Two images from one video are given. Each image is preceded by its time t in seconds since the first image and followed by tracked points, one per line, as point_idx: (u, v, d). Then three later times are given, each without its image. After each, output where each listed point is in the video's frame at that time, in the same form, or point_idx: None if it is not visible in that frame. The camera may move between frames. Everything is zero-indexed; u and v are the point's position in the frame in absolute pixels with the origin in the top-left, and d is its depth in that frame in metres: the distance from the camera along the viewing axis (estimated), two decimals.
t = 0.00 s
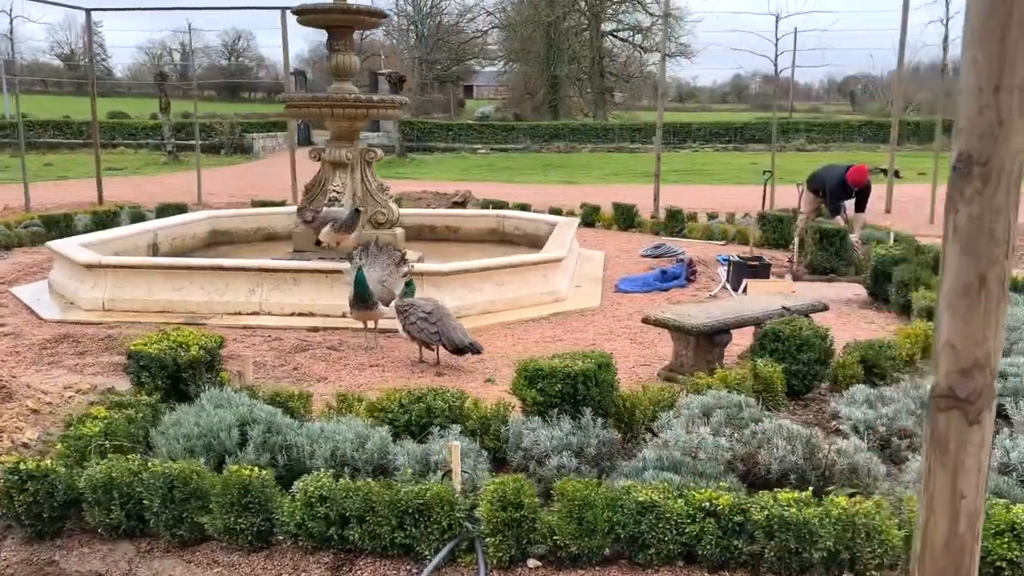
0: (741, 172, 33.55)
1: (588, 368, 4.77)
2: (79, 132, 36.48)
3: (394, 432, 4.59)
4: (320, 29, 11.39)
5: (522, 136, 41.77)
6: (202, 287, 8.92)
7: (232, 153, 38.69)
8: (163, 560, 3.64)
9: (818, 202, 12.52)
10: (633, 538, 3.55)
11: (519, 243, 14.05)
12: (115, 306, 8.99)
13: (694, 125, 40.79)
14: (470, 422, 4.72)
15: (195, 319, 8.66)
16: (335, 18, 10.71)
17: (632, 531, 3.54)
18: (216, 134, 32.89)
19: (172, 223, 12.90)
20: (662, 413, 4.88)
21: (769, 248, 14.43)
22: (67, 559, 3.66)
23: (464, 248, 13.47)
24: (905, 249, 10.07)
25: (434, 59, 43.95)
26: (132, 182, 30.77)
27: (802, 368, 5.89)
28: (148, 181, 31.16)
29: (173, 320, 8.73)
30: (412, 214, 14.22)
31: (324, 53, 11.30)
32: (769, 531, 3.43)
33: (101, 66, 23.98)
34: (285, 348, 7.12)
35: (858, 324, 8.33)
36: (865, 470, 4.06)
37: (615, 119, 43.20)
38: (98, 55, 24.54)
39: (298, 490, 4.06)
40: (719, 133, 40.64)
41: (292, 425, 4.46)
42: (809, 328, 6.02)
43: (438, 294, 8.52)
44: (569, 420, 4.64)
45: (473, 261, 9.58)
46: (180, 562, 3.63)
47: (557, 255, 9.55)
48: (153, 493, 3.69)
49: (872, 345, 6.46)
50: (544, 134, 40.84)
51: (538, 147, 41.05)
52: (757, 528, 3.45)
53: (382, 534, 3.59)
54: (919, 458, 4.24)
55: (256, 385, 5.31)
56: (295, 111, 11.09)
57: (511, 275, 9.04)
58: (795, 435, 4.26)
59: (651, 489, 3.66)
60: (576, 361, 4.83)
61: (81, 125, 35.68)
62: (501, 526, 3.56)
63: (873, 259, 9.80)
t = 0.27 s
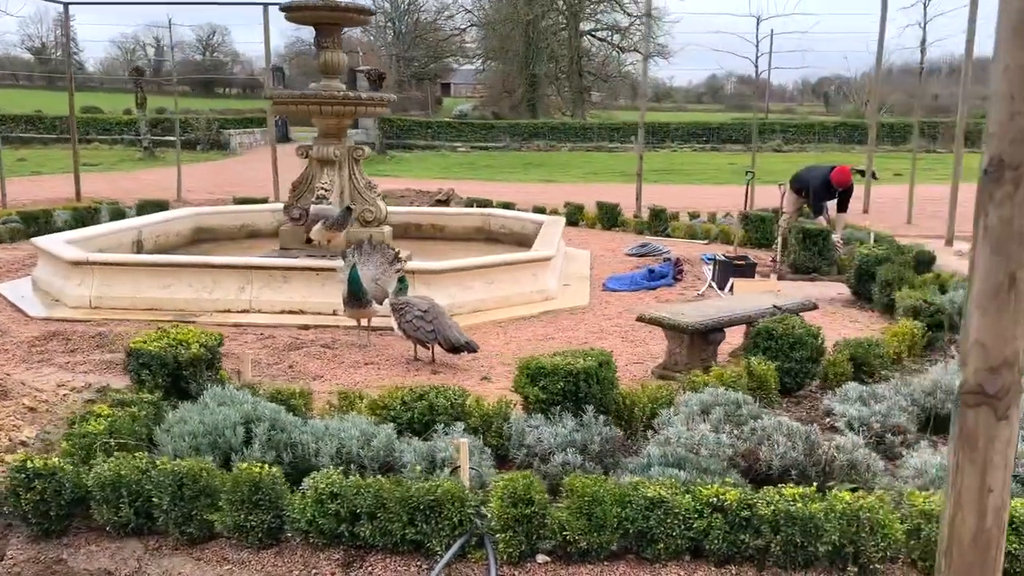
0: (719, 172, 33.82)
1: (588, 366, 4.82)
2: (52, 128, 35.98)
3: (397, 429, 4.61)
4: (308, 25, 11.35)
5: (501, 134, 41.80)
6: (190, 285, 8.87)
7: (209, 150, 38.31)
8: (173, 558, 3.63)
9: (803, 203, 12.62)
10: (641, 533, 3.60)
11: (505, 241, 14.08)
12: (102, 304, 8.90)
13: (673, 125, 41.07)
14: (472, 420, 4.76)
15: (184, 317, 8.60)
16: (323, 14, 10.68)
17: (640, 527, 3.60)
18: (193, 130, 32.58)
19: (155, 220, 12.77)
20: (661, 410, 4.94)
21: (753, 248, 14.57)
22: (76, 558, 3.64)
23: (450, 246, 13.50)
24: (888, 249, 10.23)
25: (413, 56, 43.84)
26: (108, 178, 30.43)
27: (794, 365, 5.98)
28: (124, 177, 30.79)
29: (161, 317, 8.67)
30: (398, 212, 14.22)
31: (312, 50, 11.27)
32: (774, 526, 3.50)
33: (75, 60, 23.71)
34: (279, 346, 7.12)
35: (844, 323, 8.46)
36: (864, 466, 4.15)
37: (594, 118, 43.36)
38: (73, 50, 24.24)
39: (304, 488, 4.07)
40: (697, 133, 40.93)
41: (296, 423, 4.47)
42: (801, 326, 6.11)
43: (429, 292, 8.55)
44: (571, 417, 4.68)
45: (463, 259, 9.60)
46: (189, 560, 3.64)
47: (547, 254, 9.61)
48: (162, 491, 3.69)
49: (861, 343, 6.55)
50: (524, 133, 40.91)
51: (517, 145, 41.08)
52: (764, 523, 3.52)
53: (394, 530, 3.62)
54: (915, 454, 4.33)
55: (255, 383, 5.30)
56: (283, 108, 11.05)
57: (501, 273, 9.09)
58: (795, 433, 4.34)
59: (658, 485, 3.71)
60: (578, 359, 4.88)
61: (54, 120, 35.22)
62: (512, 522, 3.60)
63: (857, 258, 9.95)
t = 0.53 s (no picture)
0: (698, 172, 34.09)
1: (592, 365, 4.87)
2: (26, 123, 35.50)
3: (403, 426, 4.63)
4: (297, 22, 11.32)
5: (481, 133, 41.76)
6: (181, 284, 8.82)
7: (186, 146, 37.93)
8: (185, 557, 3.63)
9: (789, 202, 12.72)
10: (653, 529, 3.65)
11: (491, 240, 14.11)
12: (91, 302, 8.82)
13: (651, 124, 41.33)
14: (477, 418, 4.79)
15: (174, 314, 8.55)
16: (313, 12, 10.66)
17: (651, 523, 3.64)
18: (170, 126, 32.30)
19: (140, 216, 12.66)
20: (663, 408, 5.00)
21: (737, 247, 14.69)
22: (88, 556, 3.63)
23: (437, 245, 13.52)
24: (873, 249, 10.39)
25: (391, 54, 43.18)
26: (85, 174, 30.09)
27: (789, 363, 6.06)
28: (100, 173, 30.40)
29: (152, 315, 8.62)
30: (385, 210, 14.19)
31: (301, 48, 11.24)
32: (784, 521, 3.56)
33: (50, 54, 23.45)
34: (275, 344, 7.10)
35: (833, 321, 8.58)
36: (866, 462, 4.23)
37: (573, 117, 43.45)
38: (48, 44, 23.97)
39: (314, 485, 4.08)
40: (675, 133, 41.18)
41: (303, 420, 4.48)
42: (795, 325, 6.20)
43: (423, 291, 8.56)
44: (577, 415, 4.73)
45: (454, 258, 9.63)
46: (203, 558, 3.64)
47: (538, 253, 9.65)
48: (175, 490, 3.68)
49: (853, 341, 6.63)
50: (503, 131, 40.96)
51: (497, 143, 41.08)
52: (773, 518, 3.58)
53: (407, 528, 3.64)
54: (913, 451, 4.42)
55: (257, 381, 5.30)
56: (272, 105, 11.01)
57: (493, 272, 9.12)
58: (797, 430, 4.42)
59: (668, 482, 3.76)
60: (581, 357, 4.93)
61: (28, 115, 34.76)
62: (526, 519, 3.63)
63: (842, 258, 10.09)
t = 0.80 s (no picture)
0: (679, 173, 34.30)
1: (594, 362, 4.92)
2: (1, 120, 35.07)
3: (407, 423, 4.65)
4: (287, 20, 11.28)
5: (462, 133, 41.72)
6: (171, 283, 8.77)
7: (165, 144, 37.59)
8: (194, 555, 3.62)
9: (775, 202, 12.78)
10: (661, 524, 3.69)
11: (478, 240, 14.14)
12: (80, 301, 8.75)
13: (631, 125, 41.51)
14: (479, 415, 4.81)
15: (165, 313, 8.50)
16: (303, 10, 10.63)
17: (660, 518, 3.68)
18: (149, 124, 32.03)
19: (126, 215, 12.57)
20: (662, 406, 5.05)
21: (722, 247, 14.80)
22: (95, 555, 3.61)
23: (425, 245, 13.53)
24: (859, 249, 10.51)
25: (370, 53, 43.02)
26: (62, 172, 29.77)
27: (783, 361, 6.13)
28: (78, 171, 30.08)
29: (142, 314, 8.57)
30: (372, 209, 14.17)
31: (291, 46, 11.20)
32: (789, 515, 3.62)
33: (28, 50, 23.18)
34: (270, 343, 7.09)
35: (821, 320, 8.68)
36: (865, 458, 4.30)
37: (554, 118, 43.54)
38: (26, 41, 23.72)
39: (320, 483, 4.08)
40: (656, 134, 41.38)
41: (307, 419, 4.48)
42: (790, 324, 6.27)
43: (416, 290, 8.57)
44: (579, 412, 4.77)
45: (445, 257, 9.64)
46: (211, 555, 3.63)
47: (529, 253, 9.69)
48: (183, 488, 3.67)
49: (845, 340, 6.71)
50: (485, 131, 40.96)
51: (478, 143, 41.07)
52: (779, 512, 3.63)
53: (417, 524, 3.66)
54: (910, 446, 4.50)
55: (256, 380, 5.30)
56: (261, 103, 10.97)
57: (485, 271, 9.14)
58: (798, 427, 4.48)
59: (675, 477, 3.81)
60: (583, 355, 4.96)
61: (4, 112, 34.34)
62: (536, 515, 3.66)
63: (829, 258, 10.20)
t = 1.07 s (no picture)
0: (660, 173, 34.46)
1: (597, 359, 4.93)
2: None
3: (410, 420, 4.64)
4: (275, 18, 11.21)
5: (443, 133, 41.63)
6: (161, 282, 8.68)
7: (143, 143, 37.19)
8: (202, 554, 3.59)
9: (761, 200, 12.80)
10: (673, 519, 3.71)
11: (466, 239, 14.14)
12: (67, 300, 8.64)
13: (611, 125, 41.64)
14: (484, 412, 4.81)
15: (155, 312, 8.42)
16: (292, 8, 10.58)
17: (670, 513, 3.70)
18: (126, 122, 31.70)
19: (111, 214, 12.43)
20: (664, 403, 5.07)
21: (708, 246, 14.88)
22: (101, 554, 3.57)
23: (414, 244, 13.52)
24: (845, 248, 10.61)
25: (348, 52, 42.96)
26: (38, 171, 29.40)
27: (779, 358, 6.18)
28: (55, 170, 29.72)
29: (132, 313, 8.48)
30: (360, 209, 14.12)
31: (279, 44, 11.15)
32: (799, 510, 3.65)
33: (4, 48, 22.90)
34: (264, 341, 7.05)
35: (812, 318, 8.75)
36: (870, 453, 4.34)
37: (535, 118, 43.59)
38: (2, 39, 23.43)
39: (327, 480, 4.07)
40: (636, 134, 41.54)
41: (311, 416, 4.46)
42: (786, 321, 6.32)
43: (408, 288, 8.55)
44: (582, 409, 4.78)
45: (437, 256, 9.62)
46: (219, 554, 3.61)
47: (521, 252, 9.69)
48: (191, 486, 3.65)
49: (838, 337, 6.75)
50: (466, 131, 40.92)
51: (460, 143, 41.02)
52: (789, 507, 3.66)
53: (428, 521, 3.66)
54: (911, 441, 4.56)
55: (256, 378, 5.26)
56: (250, 101, 10.89)
57: (477, 270, 9.14)
58: (800, 423, 4.52)
59: (685, 472, 3.83)
60: (586, 351, 4.98)
61: None
62: (545, 511, 3.67)
63: (817, 257, 10.29)
